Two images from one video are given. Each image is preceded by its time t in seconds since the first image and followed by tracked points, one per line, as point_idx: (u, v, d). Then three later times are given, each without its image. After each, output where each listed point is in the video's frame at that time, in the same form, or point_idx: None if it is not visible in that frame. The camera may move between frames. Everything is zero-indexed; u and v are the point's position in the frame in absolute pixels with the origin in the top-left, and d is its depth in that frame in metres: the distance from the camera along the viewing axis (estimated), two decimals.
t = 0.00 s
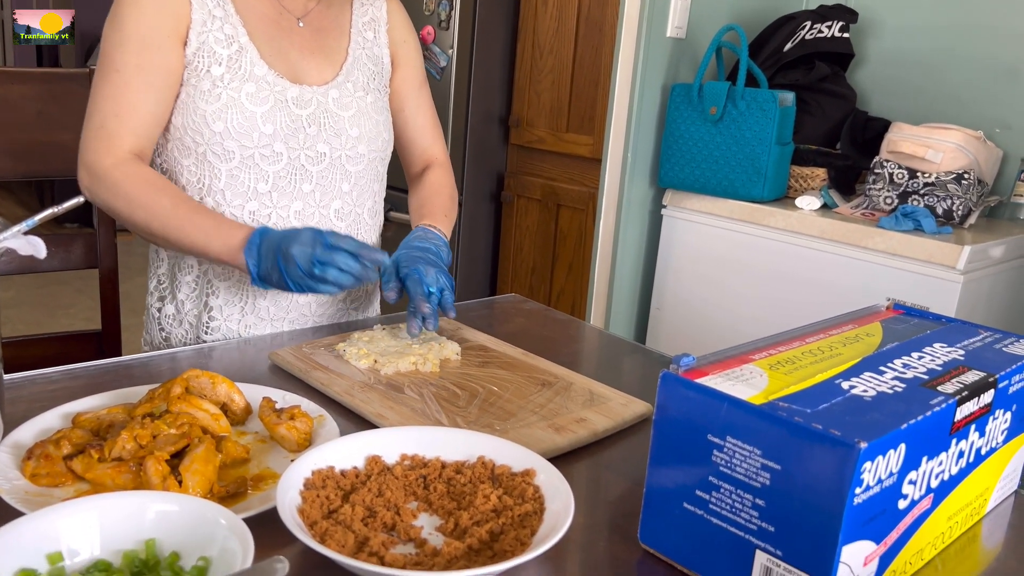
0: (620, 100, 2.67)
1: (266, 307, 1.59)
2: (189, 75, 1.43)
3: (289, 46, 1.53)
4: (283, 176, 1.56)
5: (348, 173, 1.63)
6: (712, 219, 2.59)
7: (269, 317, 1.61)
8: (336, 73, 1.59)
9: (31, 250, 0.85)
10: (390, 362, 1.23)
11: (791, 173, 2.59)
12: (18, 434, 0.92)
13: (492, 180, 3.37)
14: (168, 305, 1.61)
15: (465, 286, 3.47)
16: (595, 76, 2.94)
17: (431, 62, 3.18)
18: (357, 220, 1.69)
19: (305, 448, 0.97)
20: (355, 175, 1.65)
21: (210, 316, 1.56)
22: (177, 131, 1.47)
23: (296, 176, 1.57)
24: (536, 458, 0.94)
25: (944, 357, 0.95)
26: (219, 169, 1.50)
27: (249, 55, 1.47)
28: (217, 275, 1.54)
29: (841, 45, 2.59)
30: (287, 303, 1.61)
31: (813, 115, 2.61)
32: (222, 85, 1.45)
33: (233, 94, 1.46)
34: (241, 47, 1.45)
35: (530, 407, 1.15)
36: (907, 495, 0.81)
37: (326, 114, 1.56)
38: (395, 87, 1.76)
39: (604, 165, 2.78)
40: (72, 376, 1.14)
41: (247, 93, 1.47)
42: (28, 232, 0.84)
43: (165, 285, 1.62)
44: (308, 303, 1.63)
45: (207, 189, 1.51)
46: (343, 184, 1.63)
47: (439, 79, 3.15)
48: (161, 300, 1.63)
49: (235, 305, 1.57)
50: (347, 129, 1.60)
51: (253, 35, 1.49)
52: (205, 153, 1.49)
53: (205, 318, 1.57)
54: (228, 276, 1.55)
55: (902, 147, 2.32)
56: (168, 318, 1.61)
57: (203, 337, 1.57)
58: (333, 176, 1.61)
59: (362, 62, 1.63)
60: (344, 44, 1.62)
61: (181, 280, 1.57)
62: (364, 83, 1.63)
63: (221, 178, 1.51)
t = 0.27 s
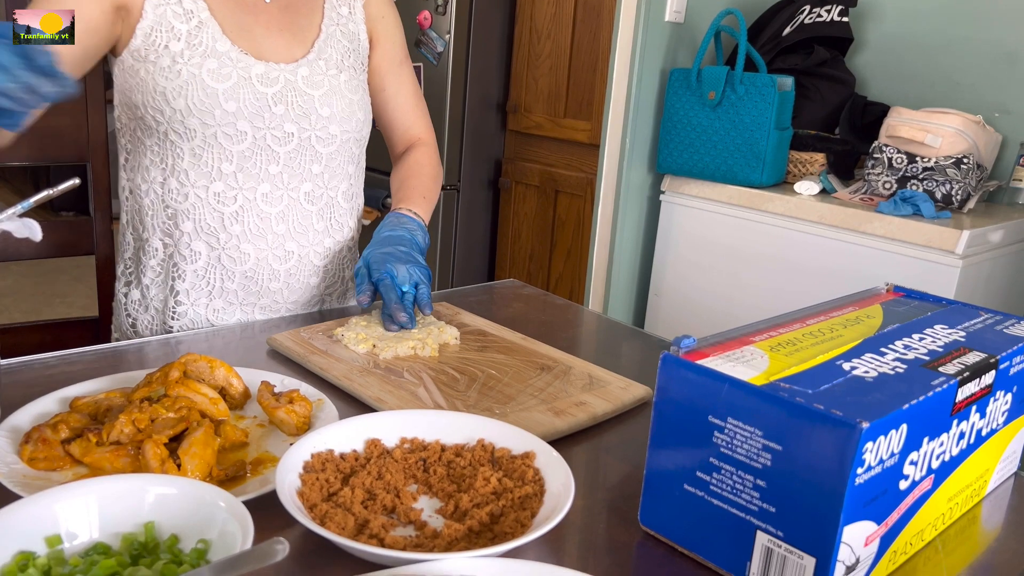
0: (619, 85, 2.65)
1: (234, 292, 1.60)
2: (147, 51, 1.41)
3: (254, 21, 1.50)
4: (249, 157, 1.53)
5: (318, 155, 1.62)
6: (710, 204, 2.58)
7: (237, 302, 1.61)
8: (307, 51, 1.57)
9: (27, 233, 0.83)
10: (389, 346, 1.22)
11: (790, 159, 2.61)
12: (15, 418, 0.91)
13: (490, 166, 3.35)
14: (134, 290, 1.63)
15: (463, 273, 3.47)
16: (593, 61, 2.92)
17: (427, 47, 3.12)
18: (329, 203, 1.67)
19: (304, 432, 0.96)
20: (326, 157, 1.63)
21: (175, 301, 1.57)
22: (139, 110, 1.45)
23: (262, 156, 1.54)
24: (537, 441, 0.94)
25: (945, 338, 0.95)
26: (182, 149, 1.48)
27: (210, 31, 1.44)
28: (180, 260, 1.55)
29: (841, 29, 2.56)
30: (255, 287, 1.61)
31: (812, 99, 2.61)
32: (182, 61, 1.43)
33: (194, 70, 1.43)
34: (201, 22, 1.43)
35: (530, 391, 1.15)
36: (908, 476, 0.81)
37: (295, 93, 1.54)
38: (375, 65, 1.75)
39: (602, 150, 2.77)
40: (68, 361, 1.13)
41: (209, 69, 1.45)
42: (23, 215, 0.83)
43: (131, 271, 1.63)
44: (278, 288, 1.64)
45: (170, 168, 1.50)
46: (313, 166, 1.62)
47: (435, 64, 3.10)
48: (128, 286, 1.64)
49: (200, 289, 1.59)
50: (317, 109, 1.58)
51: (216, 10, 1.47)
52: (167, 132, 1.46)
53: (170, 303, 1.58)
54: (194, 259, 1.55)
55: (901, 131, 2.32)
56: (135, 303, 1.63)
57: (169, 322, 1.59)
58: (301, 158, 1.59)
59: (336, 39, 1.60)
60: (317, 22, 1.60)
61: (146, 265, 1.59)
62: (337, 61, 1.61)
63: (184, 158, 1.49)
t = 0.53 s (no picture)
0: (617, 71, 2.64)
1: (184, 279, 1.54)
2: (81, 25, 1.35)
3: None
4: (193, 139, 1.47)
5: (268, 135, 1.55)
6: (709, 190, 2.57)
7: (187, 290, 1.55)
8: (252, 28, 1.52)
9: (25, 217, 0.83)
10: (389, 331, 1.22)
11: (790, 144, 2.59)
12: (15, 403, 0.91)
13: (488, 152, 3.34)
14: (79, 278, 1.55)
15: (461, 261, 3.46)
16: (592, 46, 2.90)
17: (425, 32, 3.11)
18: (282, 185, 1.61)
19: (305, 416, 0.96)
20: (276, 138, 1.57)
21: (122, 289, 1.50)
22: (75, 89, 1.38)
23: (207, 137, 1.48)
24: (539, 425, 0.94)
25: (947, 321, 0.95)
26: (121, 130, 1.40)
27: (147, 5, 1.39)
28: (126, 246, 1.48)
29: (841, 14, 2.56)
30: (206, 274, 1.55)
31: (812, 85, 2.59)
32: (119, 36, 1.37)
33: (130, 47, 1.38)
34: None
35: (531, 375, 1.15)
36: (911, 458, 0.81)
37: (241, 71, 1.49)
38: (330, 41, 1.69)
39: (600, 136, 2.76)
40: (68, 347, 1.13)
41: (147, 46, 1.39)
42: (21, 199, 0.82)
43: (75, 259, 1.55)
44: (231, 275, 1.58)
45: (110, 151, 1.41)
46: (262, 148, 1.55)
47: (433, 50, 3.08)
48: (72, 275, 1.56)
49: (149, 277, 1.51)
50: (265, 87, 1.52)
51: None
52: (104, 113, 1.39)
53: (117, 292, 1.51)
54: (140, 246, 1.49)
55: (901, 116, 2.31)
56: (80, 293, 1.55)
57: (117, 312, 1.51)
58: (249, 138, 1.53)
59: (285, 14, 1.55)
60: None
61: (89, 253, 1.51)
62: (287, 37, 1.55)
63: (123, 140, 1.41)
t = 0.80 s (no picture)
0: (614, 53, 2.62)
1: (134, 260, 1.45)
2: None
3: None
4: (140, 112, 1.38)
5: (218, 108, 1.48)
6: (706, 173, 2.56)
7: (138, 272, 1.46)
8: None
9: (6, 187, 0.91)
10: (383, 309, 1.21)
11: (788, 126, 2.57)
12: (5, 380, 0.90)
13: (484, 136, 3.33)
14: (20, 262, 1.46)
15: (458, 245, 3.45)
16: (588, 28, 2.88)
17: (421, 15, 3.09)
18: (233, 160, 1.53)
19: (298, 393, 0.96)
20: (227, 112, 1.49)
21: (67, 272, 1.41)
22: (10, 61, 1.30)
23: (155, 111, 1.39)
24: (533, 401, 0.94)
25: (942, 295, 0.94)
26: (61, 103, 1.32)
27: None
28: (69, 226, 1.39)
29: None
30: (156, 254, 1.46)
31: (809, 66, 2.57)
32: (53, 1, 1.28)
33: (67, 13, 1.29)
34: None
35: (525, 353, 1.14)
36: (904, 431, 0.81)
37: (188, 40, 1.41)
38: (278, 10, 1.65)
39: (597, 119, 2.75)
40: (60, 325, 1.13)
41: (86, 12, 1.30)
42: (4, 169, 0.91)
43: (15, 242, 1.46)
44: (183, 254, 1.49)
45: (49, 126, 1.33)
46: (212, 121, 1.47)
47: (429, 33, 3.06)
48: (14, 258, 1.47)
49: (96, 258, 1.42)
50: (214, 58, 1.45)
51: None
52: (43, 85, 1.31)
53: (63, 275, 1.41)
54: (85, 226, 1.39)
55: (899, 98, 2.30)
56: (23, 277, 1.46)
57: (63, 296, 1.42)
58: (199, 111, 1.45)
59: None
60: None
61: (31, 235, 1.41)
62: (235, 6, 1.48)
63: (64, 114, 1.32)
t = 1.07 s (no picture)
0: (611, 36, 2.60)
1: (92, 242, 1.42)
2: None
3: None
4: (98, 89, 1.34)
5: (179, 88, 1.43)
6: (704, 157, 2.55)
7: (96, 253, 1.43)
8: None
9: None
10: (376, 293, 1.21)
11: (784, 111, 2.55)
12: None
13: (481, 121, 3.32)
14: None
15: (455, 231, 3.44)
16: (585, 11, 2.86)
17: None
18: (196, 141, 1.49)
19: (290, 374, 0.95)
20: (190, 91, 1.45)
21: (23, 252, 1.39)
22: None
23: (113, 88, 1.35)
24: (525, 383, 0.94)
25: (936, 276, 0.94)
26: (14, 78, 1.28)
27: None
28: (23, 205, 1.36)
29: None
30: (115, 236, 1.43)
31: (807, 50, 2.56)
32: None
33: None
34: None
35: (519, 336, 1.14)
36: (897, 411, 0.80)
37: (149, 17, 1.36)
38: None
39: (593, 103, 2.73)
40: (51, 308, 1.12)
41: None
42: None
43: None
44: (144, 237, 1.46)
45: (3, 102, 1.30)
46: (174, 100, 1.43)
47: (425, 16, 3.04)
48: None
49: (53, 238, 1.39)
50: (176, 36, 1.40)
51: None
52: None
53: (19, 255, 1.39)
54: (41, 205, 1.36)
55: (896, 82, 2.28)
56: None
57: (19, 276, 1.39)
58: (160, 90, 1.40)
59: None
60: None
61: None
62: None
63: (17, 90, 1.29)
